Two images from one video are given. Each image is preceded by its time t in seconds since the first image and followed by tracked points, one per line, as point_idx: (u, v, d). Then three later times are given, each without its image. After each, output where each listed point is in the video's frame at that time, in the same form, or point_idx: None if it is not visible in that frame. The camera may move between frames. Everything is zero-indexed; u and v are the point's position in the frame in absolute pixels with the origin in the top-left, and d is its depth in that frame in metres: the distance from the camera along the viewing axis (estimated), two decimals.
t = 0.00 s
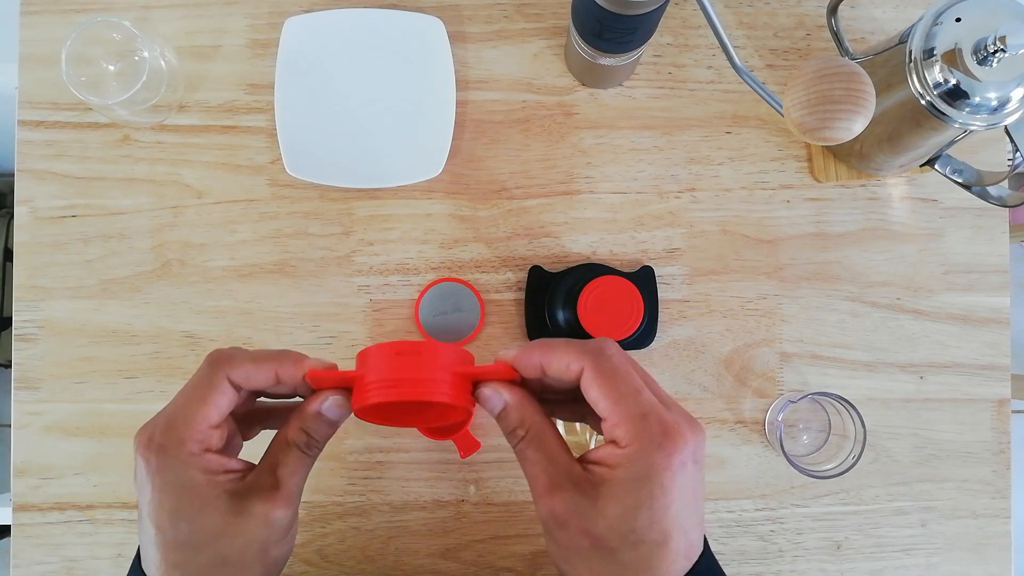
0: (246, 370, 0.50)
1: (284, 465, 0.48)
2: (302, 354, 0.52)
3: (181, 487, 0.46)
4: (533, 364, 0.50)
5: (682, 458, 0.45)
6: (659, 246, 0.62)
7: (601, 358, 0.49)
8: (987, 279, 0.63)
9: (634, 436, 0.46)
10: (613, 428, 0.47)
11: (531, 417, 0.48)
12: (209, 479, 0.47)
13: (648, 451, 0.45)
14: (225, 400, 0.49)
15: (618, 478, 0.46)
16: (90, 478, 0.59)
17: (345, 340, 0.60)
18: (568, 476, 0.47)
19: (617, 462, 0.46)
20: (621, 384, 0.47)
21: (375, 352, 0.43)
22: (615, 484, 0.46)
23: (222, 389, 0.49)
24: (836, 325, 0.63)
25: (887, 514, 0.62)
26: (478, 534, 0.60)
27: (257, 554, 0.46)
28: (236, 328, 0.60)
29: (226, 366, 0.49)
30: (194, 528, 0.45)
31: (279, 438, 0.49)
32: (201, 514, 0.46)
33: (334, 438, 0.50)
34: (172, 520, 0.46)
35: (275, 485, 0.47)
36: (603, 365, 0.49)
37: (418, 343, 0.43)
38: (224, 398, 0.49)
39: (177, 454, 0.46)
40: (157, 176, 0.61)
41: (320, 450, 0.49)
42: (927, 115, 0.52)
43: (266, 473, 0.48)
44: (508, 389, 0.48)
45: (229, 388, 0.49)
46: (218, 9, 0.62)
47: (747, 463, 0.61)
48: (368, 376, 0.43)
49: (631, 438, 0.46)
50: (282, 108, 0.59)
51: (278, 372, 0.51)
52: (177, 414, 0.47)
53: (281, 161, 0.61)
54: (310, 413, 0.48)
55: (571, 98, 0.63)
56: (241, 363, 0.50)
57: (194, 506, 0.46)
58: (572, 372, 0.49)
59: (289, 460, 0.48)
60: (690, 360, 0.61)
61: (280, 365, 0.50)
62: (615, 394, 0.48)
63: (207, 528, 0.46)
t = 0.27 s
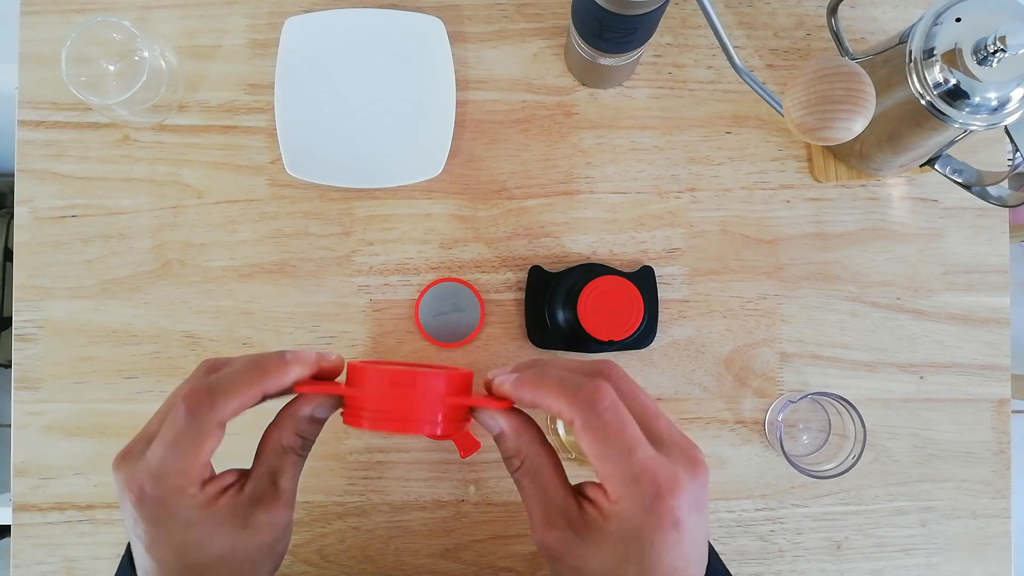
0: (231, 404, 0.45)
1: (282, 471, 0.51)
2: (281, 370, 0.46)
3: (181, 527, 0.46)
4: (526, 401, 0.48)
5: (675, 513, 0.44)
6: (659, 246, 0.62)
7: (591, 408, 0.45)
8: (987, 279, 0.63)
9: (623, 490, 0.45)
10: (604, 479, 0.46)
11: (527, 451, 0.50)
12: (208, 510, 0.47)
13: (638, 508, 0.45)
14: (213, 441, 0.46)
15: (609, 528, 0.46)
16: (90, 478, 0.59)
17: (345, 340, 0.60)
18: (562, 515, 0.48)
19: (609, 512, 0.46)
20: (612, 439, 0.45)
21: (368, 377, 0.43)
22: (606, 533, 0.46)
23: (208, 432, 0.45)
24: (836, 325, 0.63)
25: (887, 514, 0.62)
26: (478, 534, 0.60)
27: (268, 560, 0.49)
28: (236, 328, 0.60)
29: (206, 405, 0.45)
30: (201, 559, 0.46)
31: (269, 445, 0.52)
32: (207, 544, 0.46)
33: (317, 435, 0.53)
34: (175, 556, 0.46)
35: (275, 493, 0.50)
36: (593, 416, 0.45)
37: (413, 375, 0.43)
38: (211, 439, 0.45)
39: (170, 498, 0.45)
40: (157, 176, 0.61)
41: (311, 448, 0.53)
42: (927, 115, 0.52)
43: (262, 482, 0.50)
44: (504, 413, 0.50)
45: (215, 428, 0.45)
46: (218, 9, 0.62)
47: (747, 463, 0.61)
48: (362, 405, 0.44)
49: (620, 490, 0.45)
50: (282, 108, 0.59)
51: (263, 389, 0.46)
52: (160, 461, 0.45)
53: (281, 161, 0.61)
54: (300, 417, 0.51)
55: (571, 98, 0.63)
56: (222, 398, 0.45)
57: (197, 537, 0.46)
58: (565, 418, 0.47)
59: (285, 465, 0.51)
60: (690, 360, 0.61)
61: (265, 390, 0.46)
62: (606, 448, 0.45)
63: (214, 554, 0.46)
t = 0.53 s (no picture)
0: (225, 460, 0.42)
1: (286, 484, 0.51)
2: (279, 422, 0.42)
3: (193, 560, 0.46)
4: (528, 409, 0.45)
5: (668, 529, 0.45)
6: (659, 246, 0.62)
7: (595, 428, 0.42)
8: (987, 279, 0.63)
9: (617, 505, 0.44)
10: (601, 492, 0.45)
11: (526, 448, 0.49)
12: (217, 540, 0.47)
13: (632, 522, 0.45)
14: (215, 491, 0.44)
15: (603, 536, 0.47)
16: (90, 478, 0.59)
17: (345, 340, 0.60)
18: (558, 513, 0.49)
19: (604, 521, 0.46)
20: (615, 460, 0.43)
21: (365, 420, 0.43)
22: (600, 540, 0.47)
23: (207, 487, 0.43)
24: (836, 325, 0.63)
25: (887, 514, 0.62)
26: (478, 534, 0.60)
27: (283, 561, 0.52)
28: (236, 328, 0.60)
29: (198, 465, 0.42)
30: None
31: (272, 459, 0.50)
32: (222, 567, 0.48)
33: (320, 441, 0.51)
34: None
35: (281, 503, 0.51)
36: (598, 435, 0.42)
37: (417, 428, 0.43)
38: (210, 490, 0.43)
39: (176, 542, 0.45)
40: (157, 176, 0.61)
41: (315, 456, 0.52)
42: (927, 115, 0.52)
43: (268, 495, 0.50)
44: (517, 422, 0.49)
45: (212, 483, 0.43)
46: (218, 9, 0.62)
47: (747, 463, 0.61)
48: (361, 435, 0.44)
49: (614, 505, 0.45)
50: (282, 108, 0.59)
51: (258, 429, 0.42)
52: (160, 512, 0.44)
53: (281, 161, 0.61)
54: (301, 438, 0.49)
55: (571, 98, 0.63)
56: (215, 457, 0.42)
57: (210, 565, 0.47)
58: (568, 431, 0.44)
59: (289, 478, 0.51)
60: (690, 360, 0.61)
61: (262, 443, 0.43)
62: (608, 467, 0.43)
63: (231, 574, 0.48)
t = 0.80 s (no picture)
0: (224, 471, 0.43)
1: (283, 483, 0.52)
2: (277, 432, 0.42)
3: (195, 567, 0.47)
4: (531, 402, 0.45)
5: (669, 527, 0.45)
6: (659, 246, 0.62)
7: (604, 423, 0.43)
8: (987, 279, 0.63)
9: (621, 504, 0.45)
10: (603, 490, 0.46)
11: (523, 448, 0.50)
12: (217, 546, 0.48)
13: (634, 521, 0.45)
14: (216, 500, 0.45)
15: (604, 534, 0.47)
16: (90, 477, 0.59)
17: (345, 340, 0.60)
18: (558, 512, 0.49)
19: (605, 520, 0.47)
20: (620, 457, 0.43)
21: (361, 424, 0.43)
22: (601, 539, 0.47)
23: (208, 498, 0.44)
24: (836, 325, 0.63)
25: (887, 514, 0.62)
26: (477, 534, 0.60)
27: (286, 557, 0.53)
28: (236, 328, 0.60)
29: (198, 478, 0.43)
30: None
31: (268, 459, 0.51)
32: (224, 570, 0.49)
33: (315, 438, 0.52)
34: None
35: (279, 502, 0.52)
36: (606, 430, 0.43)
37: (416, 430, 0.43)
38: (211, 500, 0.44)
39: (177, 551, 0.46)
40: (157, 176, 0.61)
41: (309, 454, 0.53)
42: (927, 115, 0.52)
43: (265, 496, 0.51)
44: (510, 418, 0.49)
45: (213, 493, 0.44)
46: (218, 9, 0.62)
47: (747, 463, 0.61)
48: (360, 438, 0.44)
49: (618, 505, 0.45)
50: (282, 108, 0.59)
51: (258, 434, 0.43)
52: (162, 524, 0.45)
53: (281, 161, 0.61)
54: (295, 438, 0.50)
55: (571, 98, 0.63)
56: (216, 469, 0.43)
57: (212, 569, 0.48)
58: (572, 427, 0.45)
59: (285, 477, 0.52)
60: (690, 360, 0.61)
61: (263, 456, 0.43)
62: (613, 465, 0.44)
63: None
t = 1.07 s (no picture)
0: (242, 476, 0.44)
1: (288, 473, 0.53)
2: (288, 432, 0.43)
3: (212, 566, 0.48)
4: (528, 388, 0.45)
5: (669, 511, 0.45)
6: (659, 246, 0.62)
7: (601, 407, 0.43)
8: (987, 279, 0.63)
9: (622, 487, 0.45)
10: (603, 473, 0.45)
11: (524, 434, 0.50)
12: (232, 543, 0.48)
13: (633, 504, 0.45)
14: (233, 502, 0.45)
15: (605, 518, 0.47)
16: (90, 477, 0.59)
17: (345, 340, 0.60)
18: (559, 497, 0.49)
19: (605, 503, 0.47)
20: (619, 440, 0.43)
21: (367, 417, 0.43)
22: (602, 522, 0.47)
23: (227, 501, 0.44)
24: (836, 325, 0.63)
25: (887, 514, 0.62)
26: (477, 534, 0.60)
27: (290, 545, 0.54)
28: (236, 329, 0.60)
29: (217, 484, 0.43)
30: None
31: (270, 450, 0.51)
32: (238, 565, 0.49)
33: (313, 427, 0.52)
34: None
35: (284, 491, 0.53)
36: (603, 414, 0.43)
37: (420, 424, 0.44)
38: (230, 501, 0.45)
39: (196, 554, 0.46)
40: (157, 176, 0.61)
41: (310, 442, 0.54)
42: (927, 115, 0.52)
43: (271, 487, 0.52)
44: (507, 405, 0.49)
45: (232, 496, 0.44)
46: (218, 9, 0.62)
47: (747, 463, 0.61)
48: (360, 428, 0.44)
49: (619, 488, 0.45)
50: (282, 108, 0.59)
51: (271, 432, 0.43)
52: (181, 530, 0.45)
53: (281, 161, 0.61)
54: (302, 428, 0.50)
55: (571, 98, 0.63)
56: (234, 475, 0.43)
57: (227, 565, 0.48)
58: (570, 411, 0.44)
59: (290, 468, 0.52)
60: (690, 360, 0.61)
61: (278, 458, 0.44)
62: (612, 448, 0.43)
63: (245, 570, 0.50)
